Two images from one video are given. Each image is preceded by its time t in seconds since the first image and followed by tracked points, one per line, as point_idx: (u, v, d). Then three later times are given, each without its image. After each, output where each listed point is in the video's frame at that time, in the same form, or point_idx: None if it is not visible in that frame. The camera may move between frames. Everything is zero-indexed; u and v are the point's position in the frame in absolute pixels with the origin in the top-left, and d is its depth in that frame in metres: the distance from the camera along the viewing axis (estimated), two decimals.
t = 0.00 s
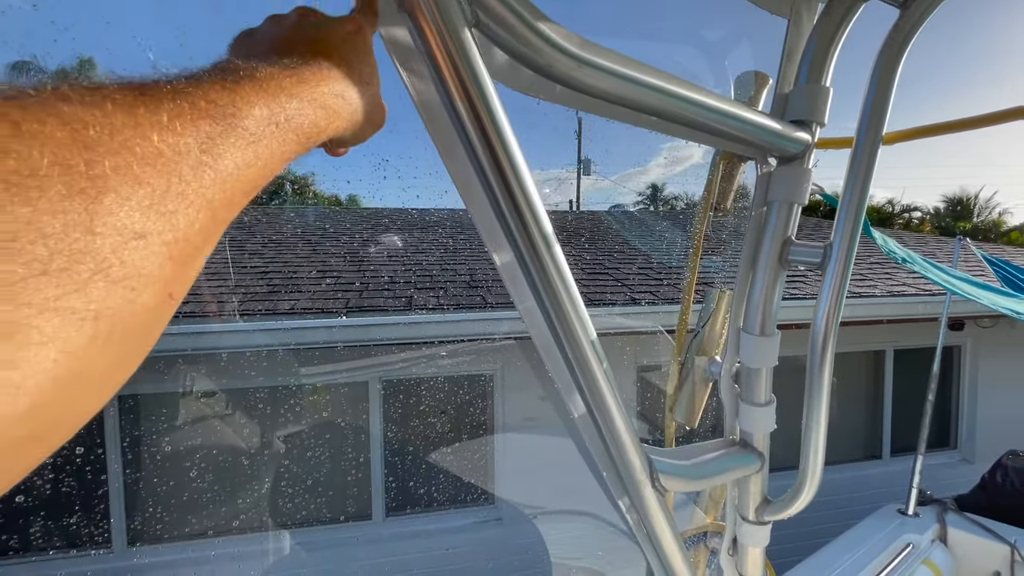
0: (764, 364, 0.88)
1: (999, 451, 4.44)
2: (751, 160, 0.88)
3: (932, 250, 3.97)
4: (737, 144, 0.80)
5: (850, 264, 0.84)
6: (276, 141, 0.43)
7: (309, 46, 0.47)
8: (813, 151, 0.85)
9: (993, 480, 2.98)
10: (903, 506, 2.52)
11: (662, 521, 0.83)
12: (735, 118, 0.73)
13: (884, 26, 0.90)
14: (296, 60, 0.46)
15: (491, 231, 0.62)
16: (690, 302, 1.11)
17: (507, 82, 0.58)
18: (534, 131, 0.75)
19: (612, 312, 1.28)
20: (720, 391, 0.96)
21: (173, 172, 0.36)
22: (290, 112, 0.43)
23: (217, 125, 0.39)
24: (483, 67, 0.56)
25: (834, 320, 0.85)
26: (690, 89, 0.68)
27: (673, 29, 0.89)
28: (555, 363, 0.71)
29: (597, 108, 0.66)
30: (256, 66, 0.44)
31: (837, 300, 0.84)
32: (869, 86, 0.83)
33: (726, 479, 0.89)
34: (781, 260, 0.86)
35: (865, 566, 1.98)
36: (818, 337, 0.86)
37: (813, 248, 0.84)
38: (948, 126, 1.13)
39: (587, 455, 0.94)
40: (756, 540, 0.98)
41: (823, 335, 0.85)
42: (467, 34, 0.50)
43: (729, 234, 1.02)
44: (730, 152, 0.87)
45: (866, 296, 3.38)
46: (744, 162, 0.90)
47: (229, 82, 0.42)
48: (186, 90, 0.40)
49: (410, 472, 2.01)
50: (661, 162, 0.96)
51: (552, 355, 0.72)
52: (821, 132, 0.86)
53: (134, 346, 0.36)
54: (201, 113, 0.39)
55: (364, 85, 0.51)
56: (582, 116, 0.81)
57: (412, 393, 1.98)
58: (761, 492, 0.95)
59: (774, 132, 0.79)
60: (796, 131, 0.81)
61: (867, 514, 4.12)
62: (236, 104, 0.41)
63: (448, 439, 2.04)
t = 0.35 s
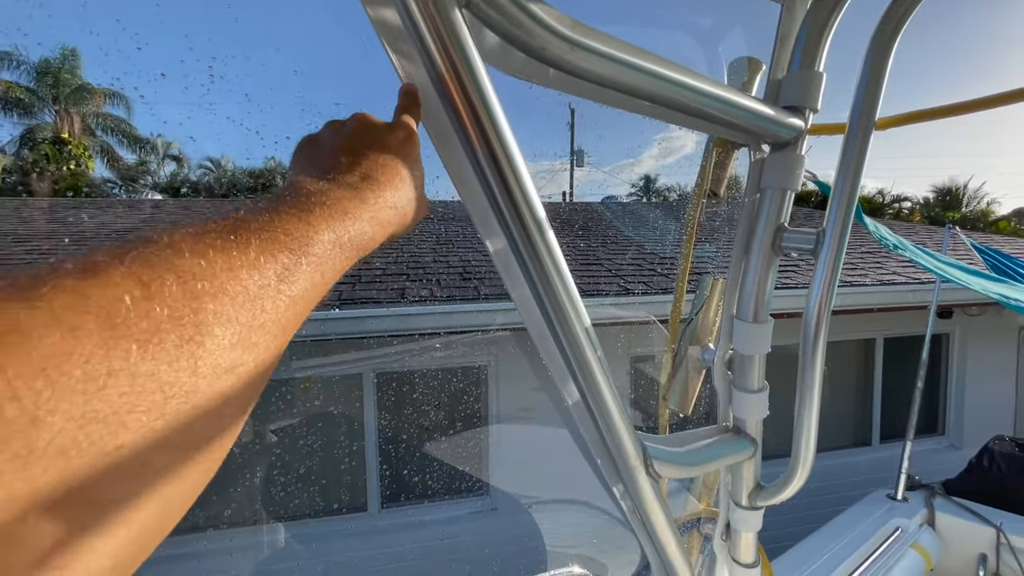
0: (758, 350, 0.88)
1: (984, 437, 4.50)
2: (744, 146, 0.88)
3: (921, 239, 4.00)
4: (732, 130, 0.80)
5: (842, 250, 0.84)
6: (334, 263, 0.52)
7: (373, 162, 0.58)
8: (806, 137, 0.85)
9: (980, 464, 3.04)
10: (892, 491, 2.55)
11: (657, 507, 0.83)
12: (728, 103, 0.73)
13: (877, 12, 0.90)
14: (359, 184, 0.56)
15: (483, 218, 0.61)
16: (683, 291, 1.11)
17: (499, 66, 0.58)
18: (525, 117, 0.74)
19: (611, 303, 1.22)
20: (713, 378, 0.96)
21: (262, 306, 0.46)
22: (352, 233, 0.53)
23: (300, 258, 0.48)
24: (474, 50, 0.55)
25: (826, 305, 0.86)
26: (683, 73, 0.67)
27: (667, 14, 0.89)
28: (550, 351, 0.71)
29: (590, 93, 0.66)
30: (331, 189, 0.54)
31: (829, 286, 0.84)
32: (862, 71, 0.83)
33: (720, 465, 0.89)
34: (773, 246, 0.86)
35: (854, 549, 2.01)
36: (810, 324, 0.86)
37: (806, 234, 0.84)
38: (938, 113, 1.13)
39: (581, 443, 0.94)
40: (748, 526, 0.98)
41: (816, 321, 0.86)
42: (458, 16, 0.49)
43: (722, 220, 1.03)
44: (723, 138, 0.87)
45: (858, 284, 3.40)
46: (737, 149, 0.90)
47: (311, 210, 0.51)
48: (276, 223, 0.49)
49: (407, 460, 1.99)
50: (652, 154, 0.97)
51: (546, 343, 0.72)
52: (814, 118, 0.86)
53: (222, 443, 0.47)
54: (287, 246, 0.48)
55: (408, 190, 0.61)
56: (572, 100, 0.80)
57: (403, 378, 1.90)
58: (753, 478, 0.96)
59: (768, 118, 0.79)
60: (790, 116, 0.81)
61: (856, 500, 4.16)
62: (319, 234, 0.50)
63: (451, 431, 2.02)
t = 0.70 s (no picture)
0: (747, 330, 0.88)
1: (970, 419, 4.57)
2: (735, 125, 0.87)
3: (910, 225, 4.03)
4: (724, 106, 0.79)
5: (832, 228, 0.83)
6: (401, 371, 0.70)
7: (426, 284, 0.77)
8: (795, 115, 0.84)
9: (965, 445, 3.09)
10: (879, 472, 2.59)
11: (646, 486, 0.83)
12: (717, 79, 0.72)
13: None
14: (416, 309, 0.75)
15: (464, 191, 0.60)
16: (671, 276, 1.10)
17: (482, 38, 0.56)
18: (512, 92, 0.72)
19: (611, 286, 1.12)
20: (703, 358, 0.96)
21: (352, 419, 0.63)
22: (414, 347, 0.72)
23: (377, 375, 0.67)
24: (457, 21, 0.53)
25: (814, 284, 0.85)
26: (667, 46, 0.66)
27: None
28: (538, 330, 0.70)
29: (577, 66, 0.65)
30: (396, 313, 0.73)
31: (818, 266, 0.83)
32: (851, 47, 0.82)
33: (709, 445, 0.89)
34: (763, 225, 0.86)
35: (842, 528, 2.04)
36: (799, 304, 0.86)
37: (794, 213, 0.84)
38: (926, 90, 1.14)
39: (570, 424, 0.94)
40: (738, 505, 0.99)
41: (804, 301, 0.85)
42: None
43: (712, 202, 1.02)
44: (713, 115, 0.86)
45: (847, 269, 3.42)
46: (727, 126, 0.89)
47: (381, 335, 0.70)
48: (357, 352, 0.67)
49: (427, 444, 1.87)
50: (646, 140, 0.94)
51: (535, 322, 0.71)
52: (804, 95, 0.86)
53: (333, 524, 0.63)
54: (366, 367, 0.67)
55: (454, 306, 0.81)
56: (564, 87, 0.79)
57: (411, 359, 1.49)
58: (741, 457, 0.97)
59: (758, 96, 0.78)
60: (780, 93, 0.80)
61: (843, 482, 4.22)
62: (386, 356, 0.69)
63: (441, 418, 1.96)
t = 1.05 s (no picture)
0: (733, 307, 0.87)
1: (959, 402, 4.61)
2: (723, 98, 0.86)
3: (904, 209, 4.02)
4: (708, 77, 0.77)
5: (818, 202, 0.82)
6: (462, 489, 0.79)
7: (475, 409, 0.89)
8: (783, 88, 0.83)
9: (954, 426, 3.11)
10: (870, 453, 2.61)
11: (631, 463, 0.83)
12: (701, 48, 0.70)
13: None
14: (471, 430, 0.85)
15: (441, 162, 0.58)
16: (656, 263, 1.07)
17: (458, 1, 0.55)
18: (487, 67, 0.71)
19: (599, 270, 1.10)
20: (690, 337, 0.95)
21: (423, 536, 0.71)
22: (471, 464, 0.81)
23: (443, 496, 0.75)
24: None
25: (801, 260, 0.84)
26: (651, 13, 0.64)
27: None
28: (520, 306, 0.70)
29: (557, 32, 0.63)
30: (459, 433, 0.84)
31: (805, 241, 0.82)
32: (840, 16, 0.80)
33: (695, 423, 0.89)
34: (750, 200, 0.85)
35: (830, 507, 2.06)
36: (785, 279, 0.84)
37: (783, 187, 0.83)
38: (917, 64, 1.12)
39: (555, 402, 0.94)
40: (725, 482, 0.99)
41: (790, 279, 0.84)
42: None
43: (701, 178, 1.01)
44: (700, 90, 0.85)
45: (840, 252, 3.41)
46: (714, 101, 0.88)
47: (449, 450, 0.80)
48: (425, 472, 0.77)
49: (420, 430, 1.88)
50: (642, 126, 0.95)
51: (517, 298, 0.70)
52: (792, 67, 0.84)
53: None
54: (433, 490, 0.75)
55: (500, 425, 0.91)
56: (561, 73, 0.83)
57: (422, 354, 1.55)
58: (728, 434, 0.97)
59: (743, 66, 0.76)
60: (767, 65, 0.78)
61: (833, 464, 4.25)
62: (454, 466, 0.78)
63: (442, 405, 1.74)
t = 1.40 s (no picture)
0: (714, 287, 0.88)
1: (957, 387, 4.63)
2: (705, 79, 0.86)
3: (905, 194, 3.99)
4: (686, 56, 0.77)
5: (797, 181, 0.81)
6: None
7: (545, 526, 0.88)
8: (764, 67, 0.83)
9: (949, 411, 3.12)
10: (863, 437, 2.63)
11: (610, 440, 0.84)
12: (677, 27, 0.70)
13: None
14: (539, 552, 0.83)
15: (412, 141, 0.59)
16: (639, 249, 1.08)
17: None
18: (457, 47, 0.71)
19: (594, 256, 1.21)
20: (672, 317, 0.96)
21: None
22: None
23: None
24: None
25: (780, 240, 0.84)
26: None
27: None
28: (498, 284, 0.71)
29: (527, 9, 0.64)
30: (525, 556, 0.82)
31: (783, 221, 0.82)
32: None
33: (676, 400, 0.90)
34: (730, 179, 0.85)
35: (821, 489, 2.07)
36: (765, 256, 0.84)
37: (763, 166, 0.83)
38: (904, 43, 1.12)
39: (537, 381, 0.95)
40: (708, 460, 1.00)
41: (768, 259, 0.84)
42: None
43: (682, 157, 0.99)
44: (682, 70, 0.84)
45: (838, 238, 3.40)
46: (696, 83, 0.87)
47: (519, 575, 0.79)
48: None
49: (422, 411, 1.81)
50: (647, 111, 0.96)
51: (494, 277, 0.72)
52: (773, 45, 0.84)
53: None
54: None
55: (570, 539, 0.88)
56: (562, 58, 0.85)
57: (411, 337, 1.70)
58: (710, 413, 0.98)
59: (721, 45, 0.76)
60: (748, 44, 0.78)
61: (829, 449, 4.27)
62: None
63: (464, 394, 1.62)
